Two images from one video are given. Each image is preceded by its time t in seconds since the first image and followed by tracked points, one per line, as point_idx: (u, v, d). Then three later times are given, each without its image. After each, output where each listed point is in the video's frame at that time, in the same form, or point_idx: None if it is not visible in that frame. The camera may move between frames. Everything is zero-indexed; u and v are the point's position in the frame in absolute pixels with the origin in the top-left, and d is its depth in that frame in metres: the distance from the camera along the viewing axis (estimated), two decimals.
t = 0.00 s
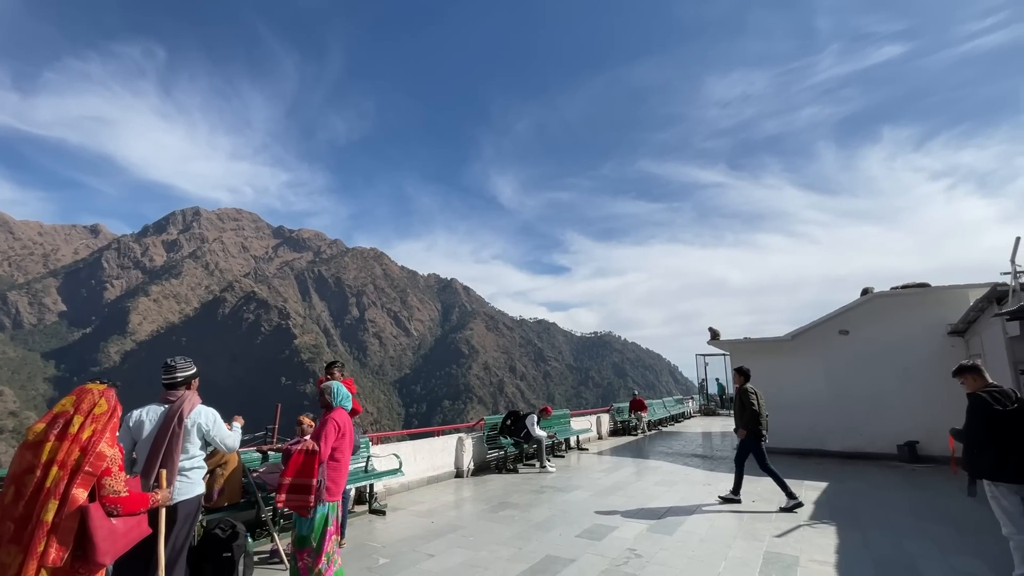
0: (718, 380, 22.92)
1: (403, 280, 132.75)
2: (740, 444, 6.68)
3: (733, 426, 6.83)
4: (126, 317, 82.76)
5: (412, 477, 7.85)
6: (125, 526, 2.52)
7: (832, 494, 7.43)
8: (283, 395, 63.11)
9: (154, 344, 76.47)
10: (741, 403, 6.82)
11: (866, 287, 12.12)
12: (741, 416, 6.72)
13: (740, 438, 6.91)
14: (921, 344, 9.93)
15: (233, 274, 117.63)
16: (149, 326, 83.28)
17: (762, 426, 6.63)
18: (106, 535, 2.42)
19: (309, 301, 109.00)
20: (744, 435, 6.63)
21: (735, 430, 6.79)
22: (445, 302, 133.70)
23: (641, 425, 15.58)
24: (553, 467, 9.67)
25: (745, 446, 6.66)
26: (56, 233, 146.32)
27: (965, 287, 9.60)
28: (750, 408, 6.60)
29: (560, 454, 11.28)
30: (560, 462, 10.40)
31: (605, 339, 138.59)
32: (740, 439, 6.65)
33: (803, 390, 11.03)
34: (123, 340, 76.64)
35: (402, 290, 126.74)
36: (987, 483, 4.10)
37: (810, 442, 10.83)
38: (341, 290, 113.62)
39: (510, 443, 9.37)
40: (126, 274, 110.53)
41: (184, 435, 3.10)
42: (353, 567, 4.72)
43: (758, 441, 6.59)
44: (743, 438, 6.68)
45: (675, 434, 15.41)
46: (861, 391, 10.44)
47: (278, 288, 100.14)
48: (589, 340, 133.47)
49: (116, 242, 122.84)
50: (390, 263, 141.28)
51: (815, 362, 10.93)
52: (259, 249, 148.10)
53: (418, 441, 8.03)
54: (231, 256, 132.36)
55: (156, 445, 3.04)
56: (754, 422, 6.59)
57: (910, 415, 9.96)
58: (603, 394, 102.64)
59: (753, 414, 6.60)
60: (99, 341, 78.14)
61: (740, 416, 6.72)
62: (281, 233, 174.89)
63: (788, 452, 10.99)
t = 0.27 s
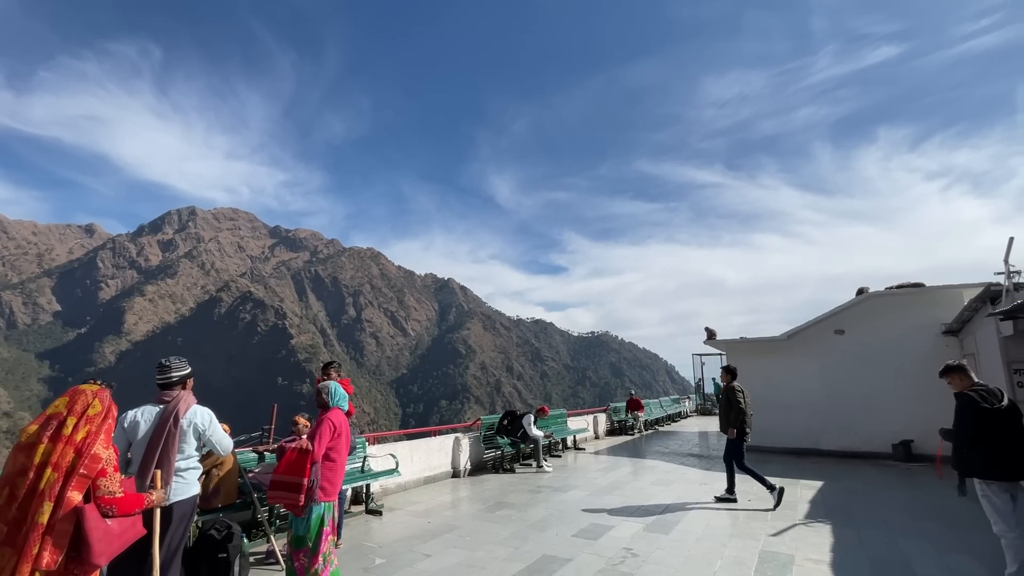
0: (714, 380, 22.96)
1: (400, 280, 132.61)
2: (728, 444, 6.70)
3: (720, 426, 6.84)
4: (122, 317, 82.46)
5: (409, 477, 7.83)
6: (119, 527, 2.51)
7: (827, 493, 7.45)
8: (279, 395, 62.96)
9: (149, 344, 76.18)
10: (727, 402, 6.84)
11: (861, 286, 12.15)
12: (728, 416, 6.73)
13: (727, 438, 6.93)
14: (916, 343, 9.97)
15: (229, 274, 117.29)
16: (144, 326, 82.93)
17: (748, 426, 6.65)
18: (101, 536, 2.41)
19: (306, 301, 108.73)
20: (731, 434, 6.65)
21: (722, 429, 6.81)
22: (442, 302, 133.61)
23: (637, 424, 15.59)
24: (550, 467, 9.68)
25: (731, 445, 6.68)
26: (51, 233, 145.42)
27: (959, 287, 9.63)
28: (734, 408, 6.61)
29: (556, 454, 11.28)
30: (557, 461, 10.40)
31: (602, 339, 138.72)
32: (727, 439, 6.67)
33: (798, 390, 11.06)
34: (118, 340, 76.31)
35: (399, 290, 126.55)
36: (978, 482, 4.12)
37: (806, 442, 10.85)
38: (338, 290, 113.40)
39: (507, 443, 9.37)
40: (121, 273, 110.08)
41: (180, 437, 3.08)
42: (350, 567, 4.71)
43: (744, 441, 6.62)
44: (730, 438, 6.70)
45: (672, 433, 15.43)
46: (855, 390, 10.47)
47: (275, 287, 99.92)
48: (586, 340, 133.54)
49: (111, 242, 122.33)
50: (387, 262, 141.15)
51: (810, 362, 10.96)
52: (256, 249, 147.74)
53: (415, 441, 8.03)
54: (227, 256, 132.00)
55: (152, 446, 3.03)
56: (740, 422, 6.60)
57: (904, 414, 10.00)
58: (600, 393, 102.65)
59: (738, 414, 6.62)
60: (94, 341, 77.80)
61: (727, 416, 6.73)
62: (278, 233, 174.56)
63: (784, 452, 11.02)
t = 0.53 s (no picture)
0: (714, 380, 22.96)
1: (399, 280, 132.59)
2: (721, 443, 6.70)
3: (713, 425, 6.85)
4: (121, 317, 82.42)
5: (408, 477, 7.83)
6: (119, 527, 2.51)
7: (826, 493, 7.45)
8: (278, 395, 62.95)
9: (149, 344, 76.11)
10: (720, 400, 6.85)
11: (860, 286, 12.16)
12: (720, 416, 6.74)
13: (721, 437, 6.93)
14: (914, 343, 9.98)
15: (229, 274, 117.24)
16: (143, 326, 82.86)
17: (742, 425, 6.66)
18: (103, 536, 2.41)
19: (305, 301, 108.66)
20: (725, 434, 6.65)
21: (714, 428, 6.81)
22: (442, 302, 133.62)
23: (637, 424, 15.59)
24: (549, 467, 9.67)
25: (725, 443, 6.70)
26: (50, 232, 145.32)
27: (957, 287, 9.64)
28: (728, 407, 6.63)
29: (556, 453, 11.28)
30: (557, 461, 10.40)
31: (602, 339, 138.78)
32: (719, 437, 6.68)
33: (798, 389, 11.07)
34: (117, 340, 76.25)
35: (399, 290, 126.54)
36: (974, 481, 4.12)
37: (805, 441, 10.87)
38: (338, 290, 113.36)
39: (506, 443, 9.37)
40: (120, 273, 110.02)
41: (179, 435, 3.09)
42: (349, 567, 4.71)
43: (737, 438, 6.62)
44: (724, 437, 6.70)
45: (671, 433, 15.42)
46: (855, 390, 10.48)
47: (274, 288, 99.86)
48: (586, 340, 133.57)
49: (111, 242, 122.29)
50: (386, 262, 141.16)
51: (809, 362, 10.97)
52: (255, 249, 147.68)
53: (415, 441, 8.03)
54: (227, 256, 131.98)
55: (151, 447, 3.03)
56: (733, 421, 6.60)
57: (900, 414, 10.03)
58: (600, 393, 102.68)
59: (731, 413, 6.62)
60: (93, 342, 77.74)
61: (721, 414, 6.74)
62: (277, 233, 174.58)
63: (783, 451, 11.03)
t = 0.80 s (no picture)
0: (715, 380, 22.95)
1: (401, 280, 132.73)
2: (715, 441, 6.70)
3: (709, 423, 6.85)
4: (124, 317, 82.59)
5: (411, 477, 7.84)
6: (122, 527, 2.52)
7: (828, 493, 7.45)
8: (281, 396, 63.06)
9: (151, 345, 76.26)
10: (716, 400, 6.85)
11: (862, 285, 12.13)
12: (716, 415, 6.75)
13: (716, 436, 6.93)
14: (916, 342, 9.97)
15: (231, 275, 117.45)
16: (146, 327, 83.01)
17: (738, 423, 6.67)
18: (106, 536, 2.42)
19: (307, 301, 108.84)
20: (720, 432, 6.65)
21: (710, 426, 6.82)
22: (443, 302, 133.70)
23: (639, 424, 15.59)
24: (551, 467, 9.68)
25: (721, 442, 6.70)
26: (53, 234, 145.78)
27: (960, 286, 9.63)
28: (723, 406, 6.64)
29: (558, 454, 11.29)
30: (558, 461, 10.40)
31: (603, 339, 138.79)
32: (716, 435, 6.68)
33: (799, 389, 11.06)
34: (120, 340, 76.40)
35: (400, 290, 126.65)
36: (974, 481, 4.10)
37: (806, 441, 10.86)
38: (339, 291, 113.46)
39: (508, 443, 9.37)
40: (123, 274, 110.23)
41: (183, 435, 3.09)
42: (351, 567, 4.71)
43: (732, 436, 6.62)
44: (718, 435, 6.70)
45: (673, 433, 15.42)
46: (857, 389, 10.47)
47: (276, 288, 99.97)
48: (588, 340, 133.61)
49: (113, 243, 122.53)
50: (388, 262, 141.31)
51: (812, 361, 10.96)
52: (257, 249, 147.83)
53: (417, 441, 8.04)
54: (228, 257, 132.21)
55: (154, 446, 3.03)
56: (729, 420, 6.61)
57: (902, 414, 10.02)
58: (601, 393, 102.71)
59: (727, 412, 6.63)
60: (96, 342, 77.91)
61: (717, 413, 6.75)
62: (279, 233, 174.82)
63: (784, 451, 11.03)
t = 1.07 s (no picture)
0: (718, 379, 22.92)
1: (404, 281, 132.88)
2: (714, 442, 6.69)
3: (708, 424, 6.84)
4: (129, 318, 82.92)
5: (415, 477, 7.85)
6: (129, 527, 2.53)
7: (833, 492, 7.43)
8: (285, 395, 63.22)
9: (156, 345, 76.53)
10: (715, 400, 6.82)
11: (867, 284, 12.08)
12: (715, 415, 6.73)
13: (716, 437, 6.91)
14: (921, 342, 9.93)
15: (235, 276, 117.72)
16: (151, 327, 83.28)
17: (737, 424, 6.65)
18: (112, 535, 2.43)
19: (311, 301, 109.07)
20: (719, 433, 6.63)
21: (710, 426, 6.80)
22: (446, 303, 133.82)
23: (642, 424, 15.55)
24: (554, 467, 9.66)
25: (721, 443, 6.69)
26: (58, 235, 146.49)
27: (965, 286, 9.60)
28: (723, 407, 6.61)
29: (562, 454, 11.27)
30: (562, 461, 10.38)
31: (606, 339, 138.75)
32: (716, 437, 6.66)
33: (804, 388, 11.03)
34: (125, 341, 76.70)
35: (403, 290, 126.80)
36: (975, 481, 4.09)
37: (811, 441, 10.83)
38: (343, 291, 113.67)
39: (512, 443, 9.37)
40: (128, 275, 110.66)
41: (187, 435, 3.09)
42: (355, 567, 4.73)
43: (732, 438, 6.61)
44: (718, 436, 6.68)
45: (677, 433, 15.39)
46: (863, 388, 10.42)
47: (280, 288, 100.20)
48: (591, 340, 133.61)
49: (118, 244, 123.02)
50: (391, 263, 141.56)
51: (817, 361, 10.91)
52: (260, 250, 148.13)
53: (421, 441, 8.05)
54: (232, 257, 132.63)
55: (160, 445, 3.05)
56: (728, 421, 6.58)
57: (907, 413, 9.99)
58: (605, 393, 102.72)
59: (725, 413, 6.62)
60: (101, 343, 78.21)
61: (715, 414, 6.72)
62: (283, 234, 175.26)
63: (789, 450, 11.00)
